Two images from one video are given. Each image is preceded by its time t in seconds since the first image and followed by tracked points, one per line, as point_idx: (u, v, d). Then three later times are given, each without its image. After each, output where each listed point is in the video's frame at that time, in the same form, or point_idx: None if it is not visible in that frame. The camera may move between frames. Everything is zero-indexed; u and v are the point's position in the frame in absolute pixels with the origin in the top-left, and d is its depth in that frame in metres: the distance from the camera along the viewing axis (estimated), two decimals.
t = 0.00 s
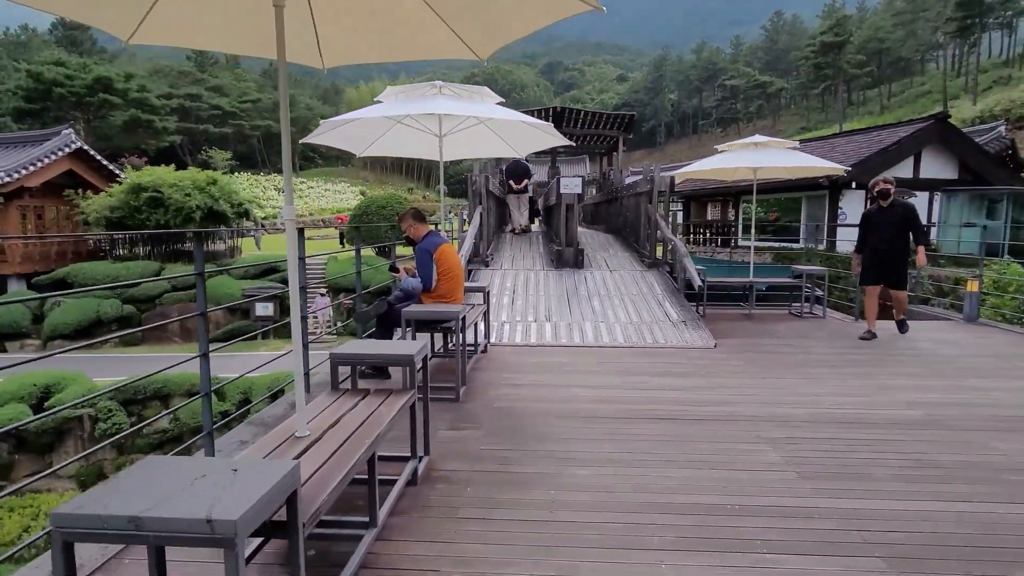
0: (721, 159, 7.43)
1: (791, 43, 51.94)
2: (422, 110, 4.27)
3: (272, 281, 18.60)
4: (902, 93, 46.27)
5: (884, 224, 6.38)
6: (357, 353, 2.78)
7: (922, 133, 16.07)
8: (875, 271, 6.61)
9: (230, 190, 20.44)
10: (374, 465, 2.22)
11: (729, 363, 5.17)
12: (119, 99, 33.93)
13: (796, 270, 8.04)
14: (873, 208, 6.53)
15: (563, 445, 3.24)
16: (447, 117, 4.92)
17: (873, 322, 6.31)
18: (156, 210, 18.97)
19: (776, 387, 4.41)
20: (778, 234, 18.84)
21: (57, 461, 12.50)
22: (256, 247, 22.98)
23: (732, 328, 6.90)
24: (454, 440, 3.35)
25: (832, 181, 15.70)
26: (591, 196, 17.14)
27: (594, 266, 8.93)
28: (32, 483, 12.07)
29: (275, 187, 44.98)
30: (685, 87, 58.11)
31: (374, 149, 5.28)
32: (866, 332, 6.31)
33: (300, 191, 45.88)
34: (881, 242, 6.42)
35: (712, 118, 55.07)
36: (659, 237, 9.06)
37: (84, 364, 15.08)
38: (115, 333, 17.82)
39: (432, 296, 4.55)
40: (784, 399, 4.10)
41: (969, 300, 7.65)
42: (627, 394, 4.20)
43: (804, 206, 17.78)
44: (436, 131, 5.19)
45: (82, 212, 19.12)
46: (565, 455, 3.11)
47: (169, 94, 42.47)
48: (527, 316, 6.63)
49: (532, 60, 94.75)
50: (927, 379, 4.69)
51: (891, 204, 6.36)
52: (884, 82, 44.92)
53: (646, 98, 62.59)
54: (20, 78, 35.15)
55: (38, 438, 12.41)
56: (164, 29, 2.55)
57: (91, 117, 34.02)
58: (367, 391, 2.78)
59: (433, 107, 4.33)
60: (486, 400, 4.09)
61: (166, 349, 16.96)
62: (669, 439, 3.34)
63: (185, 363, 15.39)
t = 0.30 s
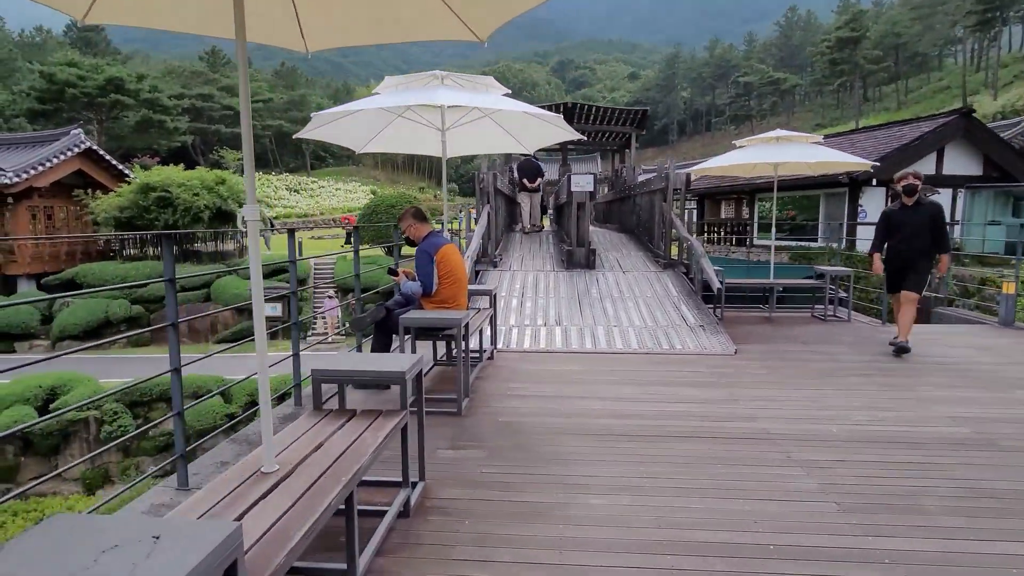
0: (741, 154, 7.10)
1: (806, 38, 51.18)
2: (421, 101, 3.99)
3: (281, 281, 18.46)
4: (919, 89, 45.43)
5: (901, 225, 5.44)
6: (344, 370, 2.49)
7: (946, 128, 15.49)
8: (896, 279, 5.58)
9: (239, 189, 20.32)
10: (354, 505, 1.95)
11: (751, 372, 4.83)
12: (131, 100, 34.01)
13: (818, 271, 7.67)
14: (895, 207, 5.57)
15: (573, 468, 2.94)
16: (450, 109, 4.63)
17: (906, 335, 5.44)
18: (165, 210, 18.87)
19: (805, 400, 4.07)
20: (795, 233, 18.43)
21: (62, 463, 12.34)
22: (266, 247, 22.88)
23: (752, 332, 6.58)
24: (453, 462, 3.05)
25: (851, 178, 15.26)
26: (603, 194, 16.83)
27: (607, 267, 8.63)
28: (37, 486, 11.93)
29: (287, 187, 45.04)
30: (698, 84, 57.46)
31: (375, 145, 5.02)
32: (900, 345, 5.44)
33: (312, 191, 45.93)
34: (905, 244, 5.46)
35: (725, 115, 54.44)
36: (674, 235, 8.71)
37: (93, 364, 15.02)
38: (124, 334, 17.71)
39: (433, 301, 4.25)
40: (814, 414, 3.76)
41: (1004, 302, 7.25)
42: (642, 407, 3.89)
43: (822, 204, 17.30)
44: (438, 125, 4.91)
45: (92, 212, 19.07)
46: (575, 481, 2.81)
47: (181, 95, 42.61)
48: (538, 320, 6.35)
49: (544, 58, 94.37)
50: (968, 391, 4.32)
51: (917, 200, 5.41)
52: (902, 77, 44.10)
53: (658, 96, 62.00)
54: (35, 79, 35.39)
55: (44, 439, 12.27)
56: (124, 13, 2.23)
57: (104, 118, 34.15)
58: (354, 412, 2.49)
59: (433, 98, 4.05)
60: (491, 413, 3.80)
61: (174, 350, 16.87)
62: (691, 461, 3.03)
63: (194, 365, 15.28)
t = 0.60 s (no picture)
0: (761, 148, 6.75)
1: (819, 35, 50.45)
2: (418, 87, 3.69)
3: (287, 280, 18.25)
4: (935, 85, 44.62)
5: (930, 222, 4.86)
6: (321, 385, 2.15)
7: (969, 123, 14.96)
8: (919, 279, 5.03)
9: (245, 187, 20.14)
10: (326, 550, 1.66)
11: (775, 380, 4.49)
12: (140, 99, 33.97)
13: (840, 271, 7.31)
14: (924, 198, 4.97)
15: (584, 493, 2.64)
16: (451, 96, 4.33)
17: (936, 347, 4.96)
18: (170, 208, 18.73)
19: (836, 412, 3.74)
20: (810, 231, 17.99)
21: (64, 464, 12.14)
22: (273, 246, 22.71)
23: (773, 335, 6.24)
24: (451, 483, 2.75)
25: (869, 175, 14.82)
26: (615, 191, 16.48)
27: (618, 266, 8.31)
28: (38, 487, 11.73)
29: (296, 186, 44.97)
30: (709, 82, 56.83)
31: (373, 137, 4.73)
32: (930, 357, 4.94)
33: (320, 189, 45.86)
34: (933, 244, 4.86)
35: (736, 113, 53.84)
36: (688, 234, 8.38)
37: (97, 364, 14.88)
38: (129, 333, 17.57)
39: (433, 303, 3.95)
40: (849, 430, 3.43)
41: None
42: (660, 420, 3.56)
43: (838, 202, 16.85)
44: (439, 115, 4.60)
45: (98, 210, 18.95)
46: (588, 508, 2.49)
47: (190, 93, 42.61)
48: (546, 322, 6.04)
49: (553, 57, 93.97)
50: (1014, 404, 3.97)
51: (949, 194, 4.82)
52: (917, 73, 43.31)
53: (669, 94, 61.44)
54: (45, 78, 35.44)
55: (46, 440, 12.09)
56: None
57: (113, 117, 34.14)
58: (336, 433, 2.17)
59: (432, 84, 3.75)
60: (495, 426, 3.49)
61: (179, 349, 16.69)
62: (715, 484, 2.71)
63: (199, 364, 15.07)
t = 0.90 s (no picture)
0: (775, 140, 6.43)
1: (823, 28, 49.93)
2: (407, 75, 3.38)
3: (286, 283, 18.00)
4: (939, 78, 44.11)
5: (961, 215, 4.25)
6: (285, 419, 1.82)
7: (982, 114, 14.55)
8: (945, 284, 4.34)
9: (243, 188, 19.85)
10: None
11: (798, 390, 4.17)
12: (139, 100, 33.69)
13: (858, 268, 6.97)
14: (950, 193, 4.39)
15: (597, 532, 2.33)
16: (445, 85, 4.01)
17: (967, 352, 4.68)
18: (167, 210, 18.44)
19: (869, 427, 3.41)
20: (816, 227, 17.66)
21: (60, 474, 11.85)
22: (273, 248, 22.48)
23: (790, 338, 5.93)
24: (445, 519, 2.44)
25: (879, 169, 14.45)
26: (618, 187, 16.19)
27: (625, 265, 8.01)
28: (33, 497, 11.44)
29: (297, 186, 44.73)
30: (711, 77, 56.34)
31: (363, 133, 4.44)
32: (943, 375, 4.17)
33: (321, 189, 45.63)
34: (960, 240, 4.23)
35: (739, 108, 53.37)
36: (697, 232, 8.06)
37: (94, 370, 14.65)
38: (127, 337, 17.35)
39: (427, 313, 3.63)
40: (886, 449, 3.11)
41: None
42: (677, 439, 3.25)
43: (847, 196, 16.48)
44: (430, 107, 4.28)
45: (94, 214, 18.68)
46: (600, 552, 2.18)
47: (189, 94, 42.37)
48: (550, 327, 5.76)
49: (554, 54, 93.60)
50: None
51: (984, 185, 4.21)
52: (922, 65, 42.79)
53: (671, 89, 61.02)
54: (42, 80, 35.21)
55: (41, 449, 11.81)
56: None
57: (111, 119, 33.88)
58: (306, 475, 1.85)
59: (421, 72, 3.44)
60: (496, 447, 3.18)
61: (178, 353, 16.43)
62: (747, 521, 2.40)
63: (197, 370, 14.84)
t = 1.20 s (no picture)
0: (784, 131, 6.13)
1: (823, 23, 49.54)
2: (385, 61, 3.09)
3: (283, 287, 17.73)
4: (941, 71, 43.71)
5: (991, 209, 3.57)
6: (229, 460, 1.52)
7: (991, 104, 14.21)
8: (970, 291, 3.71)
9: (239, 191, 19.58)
10: None
11: (817, 399, 3.85)
12: (135, 105, 33.34)
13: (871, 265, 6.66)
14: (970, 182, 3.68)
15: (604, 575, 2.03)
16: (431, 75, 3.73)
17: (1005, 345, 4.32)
18: (162, 215, 18.22)
19: (900, 442, 3.09)
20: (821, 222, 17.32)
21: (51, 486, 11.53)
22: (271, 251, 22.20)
23: (803, 339, 5.63)
24: (431, 560, 2.14)
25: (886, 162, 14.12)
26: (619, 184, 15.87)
27: (627, 265, 7.72)
28: (24, 510, 11.13)
29: (295, 189, 44.48)
30: (710, 73, 55.93)
31: (346, 128, 4.15)
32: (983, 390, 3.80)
33: (320, 192, 45.37)
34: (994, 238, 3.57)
35: (740, 104, 52.97)
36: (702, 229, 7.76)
37: (89, 379, 14.38)
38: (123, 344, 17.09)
39: (413, 322, 3.33)
40: (921, 469, 2.79)
41: None
42: (691, 459, 2.94)
43: (853, 190, 16.12)
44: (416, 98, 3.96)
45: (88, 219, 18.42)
46: None
47: (186, 98, 42.10)
48: (550, 331, 5.47)
49: (552, 53, 93.30)
50: None
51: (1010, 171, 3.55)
52: (924, 58, 42.37)
53: (670, 86, 60.63)
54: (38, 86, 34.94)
55: (32, 461, 11.49)
56: None
57: (107, 124, 33.62)
58: (255, 525, 1.55)
59: (402, 57, 3.15)
60: (490, 470, 2.88)
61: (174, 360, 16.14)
62: (777, 559, 2.09)
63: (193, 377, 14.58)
